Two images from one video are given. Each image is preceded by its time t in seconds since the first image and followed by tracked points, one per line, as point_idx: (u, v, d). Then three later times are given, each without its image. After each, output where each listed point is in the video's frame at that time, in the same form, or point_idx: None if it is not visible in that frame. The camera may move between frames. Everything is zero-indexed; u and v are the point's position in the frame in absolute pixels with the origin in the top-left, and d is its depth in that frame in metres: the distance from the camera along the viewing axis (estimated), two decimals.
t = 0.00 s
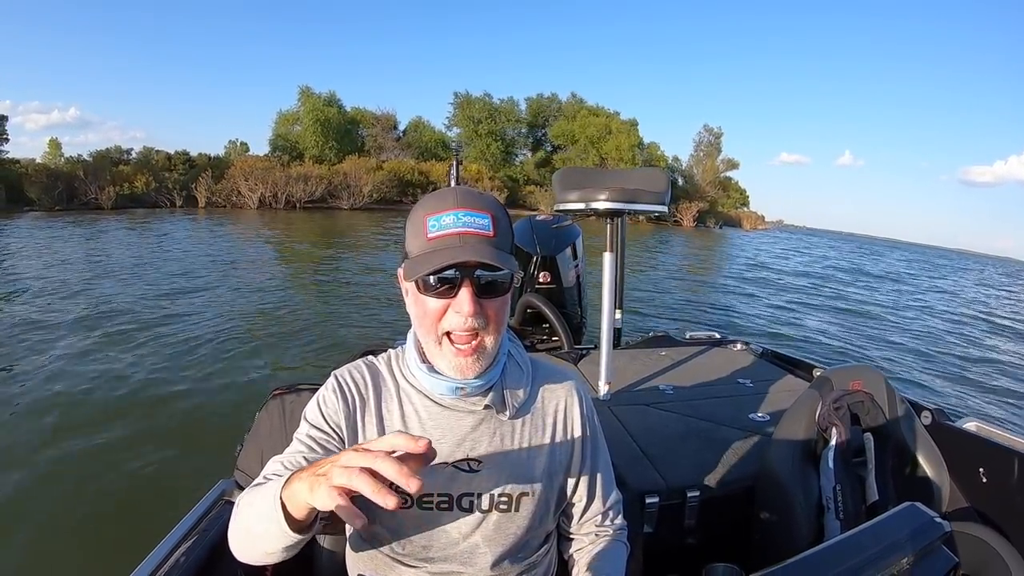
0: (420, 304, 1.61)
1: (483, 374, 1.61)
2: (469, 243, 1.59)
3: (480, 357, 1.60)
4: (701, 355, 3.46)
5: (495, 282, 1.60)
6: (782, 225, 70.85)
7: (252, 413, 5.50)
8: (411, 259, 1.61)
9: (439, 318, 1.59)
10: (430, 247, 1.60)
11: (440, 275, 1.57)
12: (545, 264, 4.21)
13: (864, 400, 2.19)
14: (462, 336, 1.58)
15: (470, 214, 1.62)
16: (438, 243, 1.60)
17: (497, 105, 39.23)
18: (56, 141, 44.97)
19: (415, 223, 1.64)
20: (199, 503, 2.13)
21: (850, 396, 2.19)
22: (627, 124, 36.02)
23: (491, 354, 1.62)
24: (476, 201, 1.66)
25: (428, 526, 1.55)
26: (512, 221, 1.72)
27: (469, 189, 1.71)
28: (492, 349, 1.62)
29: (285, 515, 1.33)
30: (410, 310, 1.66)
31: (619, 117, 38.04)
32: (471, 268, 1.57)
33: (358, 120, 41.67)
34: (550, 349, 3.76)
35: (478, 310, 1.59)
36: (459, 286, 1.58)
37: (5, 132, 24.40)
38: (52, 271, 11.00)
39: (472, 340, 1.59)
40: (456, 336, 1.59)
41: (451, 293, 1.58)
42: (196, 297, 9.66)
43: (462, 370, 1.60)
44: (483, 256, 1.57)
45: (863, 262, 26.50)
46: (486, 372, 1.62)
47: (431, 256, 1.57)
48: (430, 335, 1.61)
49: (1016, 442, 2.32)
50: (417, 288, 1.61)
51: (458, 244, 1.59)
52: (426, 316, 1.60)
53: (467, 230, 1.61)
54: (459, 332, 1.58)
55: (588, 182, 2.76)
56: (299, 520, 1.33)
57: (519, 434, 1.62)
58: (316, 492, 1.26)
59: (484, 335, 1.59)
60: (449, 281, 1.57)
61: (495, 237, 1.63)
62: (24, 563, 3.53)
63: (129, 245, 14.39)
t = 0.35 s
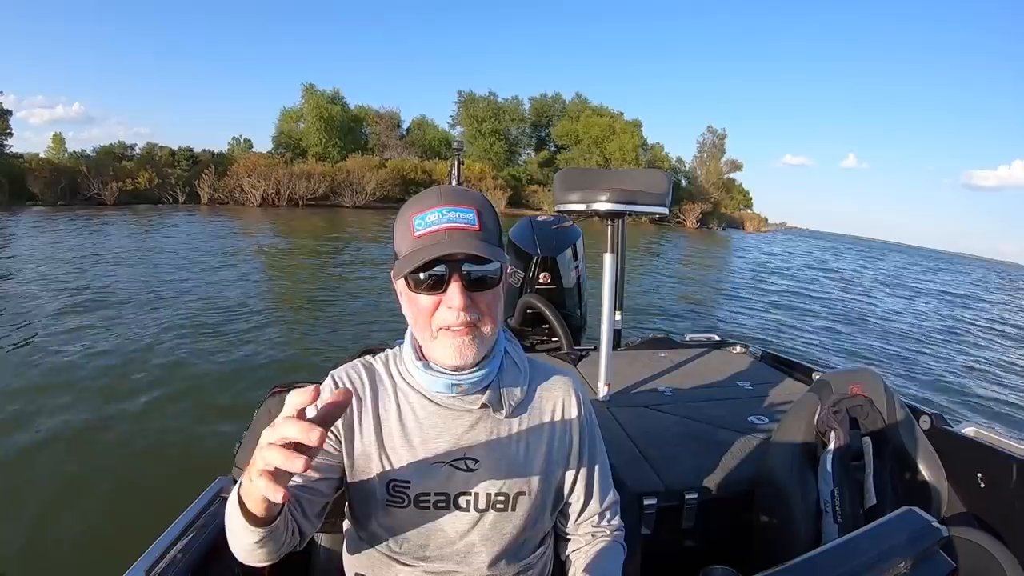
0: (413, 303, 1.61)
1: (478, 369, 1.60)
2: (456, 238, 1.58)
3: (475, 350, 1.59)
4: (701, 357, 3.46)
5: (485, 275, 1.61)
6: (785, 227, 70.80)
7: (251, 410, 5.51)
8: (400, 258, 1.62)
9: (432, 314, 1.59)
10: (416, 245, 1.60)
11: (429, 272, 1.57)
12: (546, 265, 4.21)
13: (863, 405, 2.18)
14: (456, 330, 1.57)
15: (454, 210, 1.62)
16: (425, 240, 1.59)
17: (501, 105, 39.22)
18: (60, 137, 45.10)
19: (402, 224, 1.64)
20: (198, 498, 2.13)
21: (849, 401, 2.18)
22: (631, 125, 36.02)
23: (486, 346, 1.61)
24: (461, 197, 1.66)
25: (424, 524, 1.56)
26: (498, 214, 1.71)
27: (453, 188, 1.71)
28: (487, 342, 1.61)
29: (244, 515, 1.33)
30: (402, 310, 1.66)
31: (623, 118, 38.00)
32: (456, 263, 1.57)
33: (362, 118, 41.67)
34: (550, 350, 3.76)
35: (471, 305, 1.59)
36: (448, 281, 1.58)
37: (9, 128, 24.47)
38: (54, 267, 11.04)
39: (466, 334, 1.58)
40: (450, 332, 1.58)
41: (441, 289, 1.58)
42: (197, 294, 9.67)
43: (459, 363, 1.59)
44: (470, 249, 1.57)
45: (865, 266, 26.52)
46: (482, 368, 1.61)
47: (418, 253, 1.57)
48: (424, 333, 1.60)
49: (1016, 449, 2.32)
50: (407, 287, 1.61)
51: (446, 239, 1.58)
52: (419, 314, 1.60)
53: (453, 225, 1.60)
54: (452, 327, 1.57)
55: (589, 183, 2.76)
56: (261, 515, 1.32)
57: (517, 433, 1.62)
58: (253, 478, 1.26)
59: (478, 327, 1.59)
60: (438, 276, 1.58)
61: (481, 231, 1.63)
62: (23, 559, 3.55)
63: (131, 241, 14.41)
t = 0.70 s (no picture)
0: (423, 301, 1.61)
1: (481, 369, 1.60)
2: (474, 239, 1.59)
3: (481, 350, 1.59)
4: (698, 361, 3.48)
5: (497, 277, 1.62)
6: (787, 226, 70.72)
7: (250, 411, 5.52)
8: (414, 256, 1.62)
9: (442, 314, 1.60)
10: (433, 242, 1.60)
11: (444, 272, 1.58)
12: (545, 265, 4.22)
13: (859, 412, 2.18)
14: (465, 332, 1.58)
15: (473, 210, 1.63)
16: (442, 238, 1.60)
17: (504, 104, 39.24)
18: (62, 136, 45.17)
19: (419, 219, 1.64)
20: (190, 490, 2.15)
21: (845, 407, 2.18)
22: (634, 125, 36.01)
23: (492, 349, 1.62)
24: (480, 197, 1.66)
25: (421, 523, 1.56)
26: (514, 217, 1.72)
27: (471, 187, 1.71)
28: (493, 345, 1.62)
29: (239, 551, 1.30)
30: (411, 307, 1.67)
31: (626, 118, 38.01)
32: (473, 263, 1.58)
33: (364, 117, 41.71)
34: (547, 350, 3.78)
35: (482, 306, 1.60)
36: (462, 281, 1.59)
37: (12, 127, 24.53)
38: (56, 266, 11.06)
39: (473, 334, 1.59)
40: (457, 331, 1.59)
41: (455, 289, 1.59)
42: (199, 294, 9.69)
43: (463, 364, 1.59)
44: (488, 251, 1.57)
45: (866, 267, 26.56)
46: (485, 368, 1.60)
47: (435, 252, 1.57)
48: (432, 330, 1.62)
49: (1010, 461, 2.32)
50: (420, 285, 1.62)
51: (462, 239, 1.59)
52: (429, 311, 1.61)
53: (471, 225, 1.61)
54: (461, 328, 1.58)
55: (590, 183, 2.76)
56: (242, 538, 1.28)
57: (514, 435, 1.63)
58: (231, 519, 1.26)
59: (486, 330, 1.60)
60: (453, 277, 1.59)
61: (498, 233, 1.64)
62: (21, 557, 3.56)
63: (134, 241, 14.48)
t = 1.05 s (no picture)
0: (428, 297, 1.62)
1: (483, 368, 1.61)
2: (481, 236, 1.59)
3: (483, 348, 1.60)
4: (698, 361, 3.48)
5: (503, 275, 1.62)
6: (791, 226, 70.59)
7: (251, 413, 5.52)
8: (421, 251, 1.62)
9: (446, 310, 1.60)
10: (441, 237, 1.60)
11: (450, 268, 1.58)
12: (545, 264, 4.21)
13: (859, 412, 2.18)
14: (469, 328, 1.59)
15: (482, 208, 1.63)
16: (450, 234, 1.60)
17: (506, 105, 39.25)
18: (65, 139, 45.40)
19: (426, 215, 1.64)
20: (191, 491, 2.16)
21: (844, 407, 2.18)
22: (636, 125, 35.97)
23: (495, 346, 1.62)
24: (489, 195, 1.66)
25: (421, 524, 1.57)
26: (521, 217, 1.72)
27: (481, 184, 1.71)
28: (496, 342, 1.62)
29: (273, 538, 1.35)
30: (415, 302, 1.67)
31: (628, 118, 38.00)
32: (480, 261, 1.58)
33: (366, 119, 41.77)
34: (548, 350, 3.78)
35: (487, 304, 1.60)
36: (468, 278, 1.59)
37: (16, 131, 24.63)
38: (59, 269, 11.11)
39: (477, 332, 1.59)
40: (462, 328, 1.59)
41: (460, 285, 1.59)
42: (201, 296, 9.72)
43: (466, 362, 1.60)
44: (495, 249, 1.58)
45: (871, 266, 26.48)
46: (487, 368, 1.61)
47: (441, 247, 1.57)
48: (435, 327, 1.62)
49: (1008, 459, 2.33)
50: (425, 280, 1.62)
51: (469, 236, 1.59)
52: (433, 307, 1.61)
53: (479, 223, 1.61)
54: (466, 324, 1.59)
55: (590, 183, 2.76)
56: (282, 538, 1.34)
57: (516, 435, 1.62)
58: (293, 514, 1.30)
59: (490, 328, 1.60)
60: (459, 273, 1.59)
61: (505, 232, 1.64)
62: (21, 558, 3.56)
63: (137, 243, 14.54)
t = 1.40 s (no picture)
0: (428, 305, 1.61)
1: (484, 375, 1.59)
2: (481, 246, 1.58)
3: (484, 358, 1.59)
4: (700, 360, 3.46)
5: (504, 284, 1.60)
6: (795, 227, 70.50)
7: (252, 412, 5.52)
8: (420, 260, 1.61)
9: (446, 320, 1.59)
10: (439, 248, 1.59)
11: (449, 277, 1.57)
12: (545, 264, 4.20)
13: (862, 408, 2.16)
14: (468, 339, 1.58)
15: (480, 216, 1.61)
16: (448, 243, 1.59)
17: (509, 105, 39.27)
18: (68, 140, 45.56)
19: (426, 224, 1.63)
20: (196, 495, 2.17)
21: (847, 404, 2.16)
22: (639, 125, 35.93)
23: (496, 356, 1.61)
24: (489, 203, 1.64)
25: (427, 525, 1.56)
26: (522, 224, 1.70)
27: (482, 191, 1.69)
28: (496, 352, 1.61)
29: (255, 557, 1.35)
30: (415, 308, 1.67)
31: (632, 118, 37.98)
32: (479, 271, 1.56)
33: (370, 119, 41.82)
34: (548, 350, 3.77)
35: (486, 315, 1.59)
36: (466, 288, 1.58)
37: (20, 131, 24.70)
38: (62, 269, 11.14)
39: (477, 342, 1.58)
40: (461, 339, 1.58)
41: (459, 295, 1.58)
42: (203, 296, 9.73)
43: (467, 370, 1.58)
44: (494, 260, 1.56)
45: (876, 266, 26.39)
46: (489, 375, 1.60)
47: (440, 257, 1.57)
48: (435, 336, 1.61)
49: (1011, 452, 2.32)
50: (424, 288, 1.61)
51: (468, 247, 1.58)
52: (433, 317, 1.60)
53: (479, 233, 1.60)
54: (464, 335, 1.58)
55: (590, 183, 2.76)
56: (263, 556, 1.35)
57: (519, 438, 1.61)
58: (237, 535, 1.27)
59: (489, 338, 1.59)
60: (457, 283, 1.57)
61: (505, 241, 1.62)
62: (23, 561, 3.57)
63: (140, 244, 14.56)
